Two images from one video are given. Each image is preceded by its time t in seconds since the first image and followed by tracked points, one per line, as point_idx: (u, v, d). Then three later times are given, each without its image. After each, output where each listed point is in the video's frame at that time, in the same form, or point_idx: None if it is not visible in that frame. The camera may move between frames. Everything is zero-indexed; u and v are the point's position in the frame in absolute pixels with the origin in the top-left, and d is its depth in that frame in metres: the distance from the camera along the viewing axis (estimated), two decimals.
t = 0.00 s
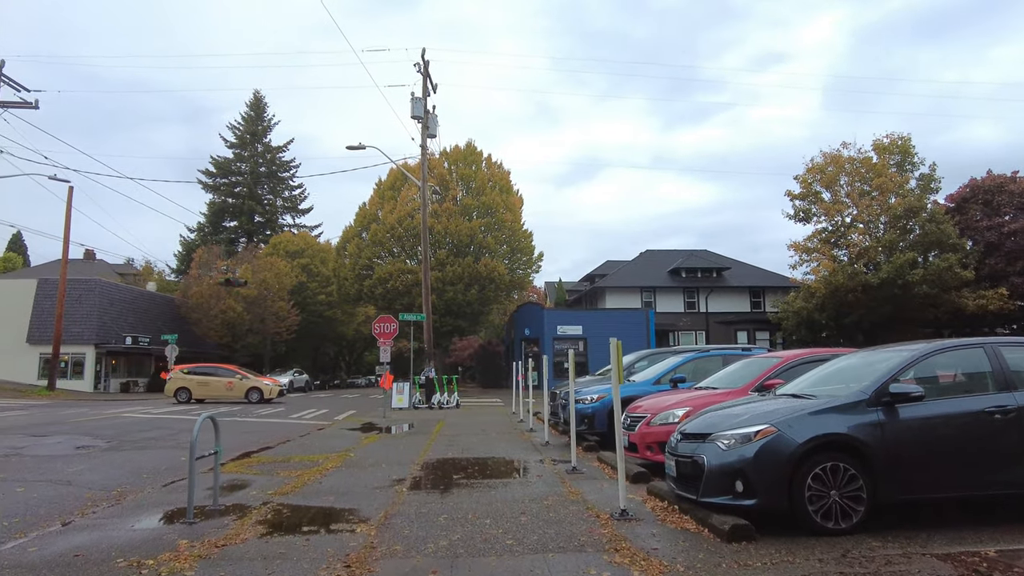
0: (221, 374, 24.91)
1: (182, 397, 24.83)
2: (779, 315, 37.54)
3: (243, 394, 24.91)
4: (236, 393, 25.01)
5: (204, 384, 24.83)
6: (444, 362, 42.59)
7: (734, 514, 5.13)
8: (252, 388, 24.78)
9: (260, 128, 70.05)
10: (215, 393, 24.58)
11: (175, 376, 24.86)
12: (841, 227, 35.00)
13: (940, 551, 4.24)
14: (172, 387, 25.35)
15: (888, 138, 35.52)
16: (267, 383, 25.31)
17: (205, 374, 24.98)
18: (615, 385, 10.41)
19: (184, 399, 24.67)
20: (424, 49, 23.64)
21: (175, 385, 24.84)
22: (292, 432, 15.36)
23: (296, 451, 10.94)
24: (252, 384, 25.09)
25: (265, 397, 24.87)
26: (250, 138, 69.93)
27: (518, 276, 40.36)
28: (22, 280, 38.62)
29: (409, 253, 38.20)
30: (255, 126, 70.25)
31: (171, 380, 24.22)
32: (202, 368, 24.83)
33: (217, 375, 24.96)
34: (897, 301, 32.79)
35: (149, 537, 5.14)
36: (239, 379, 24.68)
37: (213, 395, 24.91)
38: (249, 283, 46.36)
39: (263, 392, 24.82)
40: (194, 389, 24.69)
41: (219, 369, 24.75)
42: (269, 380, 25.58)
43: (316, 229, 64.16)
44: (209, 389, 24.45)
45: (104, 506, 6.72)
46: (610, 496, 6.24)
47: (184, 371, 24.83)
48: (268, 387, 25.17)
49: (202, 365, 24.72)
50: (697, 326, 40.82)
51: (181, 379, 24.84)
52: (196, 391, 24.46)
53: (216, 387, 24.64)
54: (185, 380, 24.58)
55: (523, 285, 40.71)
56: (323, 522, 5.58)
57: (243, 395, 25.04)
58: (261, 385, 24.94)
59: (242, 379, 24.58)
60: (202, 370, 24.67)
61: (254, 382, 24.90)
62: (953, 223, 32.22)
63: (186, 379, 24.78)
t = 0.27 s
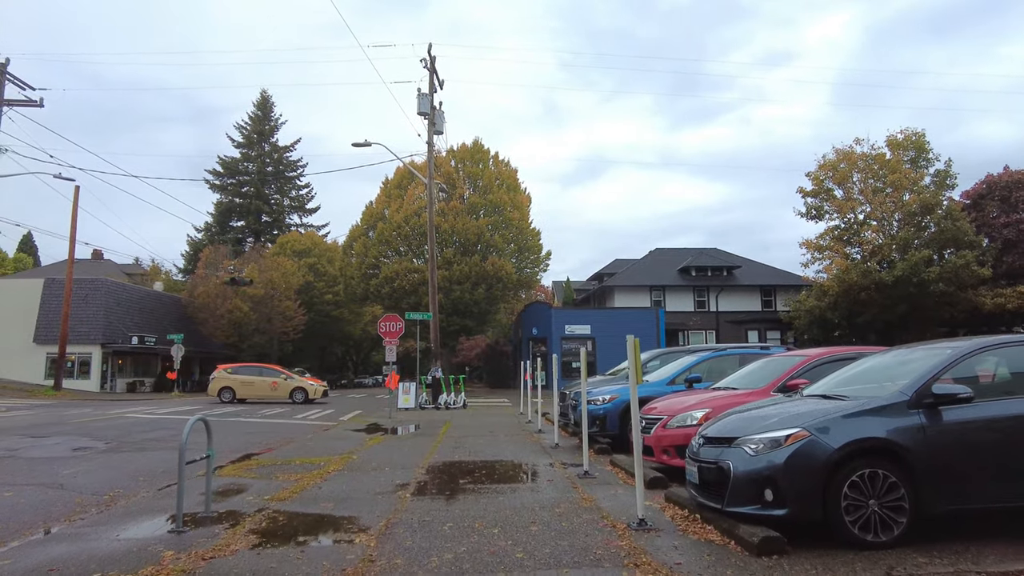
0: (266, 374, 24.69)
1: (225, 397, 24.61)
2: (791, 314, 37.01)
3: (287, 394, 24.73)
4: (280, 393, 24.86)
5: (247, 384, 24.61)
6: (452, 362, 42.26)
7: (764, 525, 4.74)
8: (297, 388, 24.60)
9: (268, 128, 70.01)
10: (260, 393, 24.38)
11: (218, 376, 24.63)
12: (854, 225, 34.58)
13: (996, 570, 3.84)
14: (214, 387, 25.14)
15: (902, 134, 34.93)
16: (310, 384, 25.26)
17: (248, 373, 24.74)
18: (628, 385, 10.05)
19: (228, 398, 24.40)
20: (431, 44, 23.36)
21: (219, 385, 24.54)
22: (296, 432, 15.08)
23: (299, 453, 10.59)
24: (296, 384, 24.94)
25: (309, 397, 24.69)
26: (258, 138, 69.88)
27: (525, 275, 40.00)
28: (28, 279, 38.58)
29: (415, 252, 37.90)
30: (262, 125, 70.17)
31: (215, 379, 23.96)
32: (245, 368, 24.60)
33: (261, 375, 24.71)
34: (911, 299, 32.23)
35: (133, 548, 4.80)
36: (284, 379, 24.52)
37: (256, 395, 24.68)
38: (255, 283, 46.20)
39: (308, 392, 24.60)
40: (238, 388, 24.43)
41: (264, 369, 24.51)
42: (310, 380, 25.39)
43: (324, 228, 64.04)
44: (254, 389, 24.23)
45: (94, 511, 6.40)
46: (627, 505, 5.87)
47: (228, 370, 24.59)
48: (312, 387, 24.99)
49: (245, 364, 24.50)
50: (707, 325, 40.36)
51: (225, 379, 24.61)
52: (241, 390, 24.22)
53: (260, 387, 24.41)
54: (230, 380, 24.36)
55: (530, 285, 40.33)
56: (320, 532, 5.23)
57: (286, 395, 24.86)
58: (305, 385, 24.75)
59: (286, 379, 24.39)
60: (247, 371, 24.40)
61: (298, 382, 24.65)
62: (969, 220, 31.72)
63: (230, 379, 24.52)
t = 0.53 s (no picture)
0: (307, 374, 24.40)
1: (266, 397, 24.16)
2: (799, 312, 36.57)
3: (329, 394, 24.45)
4: (322, 393, 24.58)
5: (289, 384, 24.30)
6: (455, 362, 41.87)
7: (793, 539, 4.35)
8: (340, 389, 24.32)
9: (270, 127, 69.73)
10: (301, 393, 24.10)
11: (259, 376, 24.29)
12: (862, 222, 34.42)
13: None
14: (254, 388, 24.77)
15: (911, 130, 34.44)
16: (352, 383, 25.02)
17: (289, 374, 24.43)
18: (637, 385, 9.67)
19: (270, 399, 24.07)
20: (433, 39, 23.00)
21: (260, 385, 24.22)
22: (295, 434, 14.71)
23: (296, 456, 10.18)
24: (338, 384, 24.64)
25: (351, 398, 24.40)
26: (260, 137, 69.63)
27: (529, 274, 39.60)
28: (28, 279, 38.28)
29: (418, 251, 37.53)
30: (264, 124, 69.87)
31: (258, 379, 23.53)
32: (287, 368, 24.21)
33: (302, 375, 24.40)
34: (921, 297, 31.79)
35: (105, 563, 4.41)
36: (326, 380, 24.23)
37: (298, 395, 24.39)
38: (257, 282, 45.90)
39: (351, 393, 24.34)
40: (280, 389, 24.12)
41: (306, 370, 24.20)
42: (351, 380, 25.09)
43: (326, 228, 63.79)
44: (296, 389, 23.93)
45: (73, 518, 6.03)
46: (641, 515, 5.48)
47: (269, 370, 24.27)
48: (353, 388, 24.69)
49: (288, 364, 24.10)
50: (713, 324, 39.93)
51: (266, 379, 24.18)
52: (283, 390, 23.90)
53: (302, 387, 24.14)
54: (271, 380, 24.04)
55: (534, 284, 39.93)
56: (310, 545, 4.83)
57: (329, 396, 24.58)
58: (348, 385, 24.47)
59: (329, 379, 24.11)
60: (289, 371, 24.08)
61: (340, 383, 24.36)
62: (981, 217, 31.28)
63: (272, 379, 24.21)
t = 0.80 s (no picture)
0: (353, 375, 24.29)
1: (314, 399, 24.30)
2: (807, 312, 36.11)
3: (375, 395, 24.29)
4: (368, 394, 24.43)
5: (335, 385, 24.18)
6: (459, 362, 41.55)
7: (834, 556, 3.96)
8: (387, 390, 24.18)
9: (274, 126, 69.50)
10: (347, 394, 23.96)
11: (306, 377, 24.19)
12: (873, 220, 33.69)
13: None
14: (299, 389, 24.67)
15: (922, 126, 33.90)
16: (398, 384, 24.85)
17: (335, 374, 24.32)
18: (650, 386, 9.28)
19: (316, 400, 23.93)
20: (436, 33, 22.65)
21: (307, 386, 24.10)
22: (296, 436, 14.36)
23: (295, 460, 9.85)
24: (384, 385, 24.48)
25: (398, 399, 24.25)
26: (264, 136, 69.44)
27: (534, 273, 39.21)
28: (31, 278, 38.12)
29: (422, 249, 37.21)
30: (268, 124, 69.62)
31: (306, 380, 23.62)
32: (333, 368, 24.36)
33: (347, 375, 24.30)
34: (934, 296, 31.31)
35: None
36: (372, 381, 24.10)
37: (343, 396, 24.27)
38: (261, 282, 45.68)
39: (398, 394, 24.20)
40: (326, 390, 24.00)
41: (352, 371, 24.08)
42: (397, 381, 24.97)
43: (330, 227, 63.57)
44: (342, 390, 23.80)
45: (55, 528, 5.68)
46: (662, 528, 5.09)
47: (316, 371, 24.17)
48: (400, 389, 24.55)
49: (334, 364, 24.21)
50: (720, 323, 39.47)
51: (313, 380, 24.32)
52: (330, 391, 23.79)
53: (348, 388, 24.01)
54: (318, 381, 23.93)
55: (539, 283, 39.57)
56: (303, 561, 4.47)
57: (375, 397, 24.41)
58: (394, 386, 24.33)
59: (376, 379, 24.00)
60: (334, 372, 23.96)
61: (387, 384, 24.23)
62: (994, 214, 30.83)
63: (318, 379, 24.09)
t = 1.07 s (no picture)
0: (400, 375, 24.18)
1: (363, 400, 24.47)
2: (816, 311, 35.67)
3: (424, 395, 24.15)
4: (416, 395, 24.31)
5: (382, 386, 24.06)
6: (463, 362, 41.21)
7: None
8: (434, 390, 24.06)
9: (277, 125, 69.24)
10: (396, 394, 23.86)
11: (353, 378, 24.06)
12: (882, 218, 33.23)
13: None
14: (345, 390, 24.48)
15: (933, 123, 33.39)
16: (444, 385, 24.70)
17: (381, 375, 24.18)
18: (663, 387, 8.90)
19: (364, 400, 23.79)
20: (440, 28, 22.29)
21: (354, 387, 23.94)
22: (296, 437, 14.03)
23: (294, 463, 9.49)
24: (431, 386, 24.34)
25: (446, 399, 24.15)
26: (267, 135, 69.24)
27: (538, 273, 38.82)
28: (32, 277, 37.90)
29: (426, 248, 36.86)
30: (272, 123, 69.39)
31: (353, 380, 23.80)
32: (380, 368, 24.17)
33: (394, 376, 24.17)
34: (945, 296, 30.87)
35: None
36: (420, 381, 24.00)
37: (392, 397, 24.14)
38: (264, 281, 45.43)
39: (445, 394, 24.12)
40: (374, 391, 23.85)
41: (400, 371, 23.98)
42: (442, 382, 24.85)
43: (334, 227, 63.36)
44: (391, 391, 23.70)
45: (32, 537, 5.33)
46: (682, 543, 4.70)
47: (363, 372, 24.03)
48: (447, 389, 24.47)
49: (379, 364, 24.31)
50: (727, 323, 39.01)
51: (361, 381, 24.52)
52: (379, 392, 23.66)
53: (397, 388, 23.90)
54: (366, 382, 23.77)
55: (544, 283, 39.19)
56: None
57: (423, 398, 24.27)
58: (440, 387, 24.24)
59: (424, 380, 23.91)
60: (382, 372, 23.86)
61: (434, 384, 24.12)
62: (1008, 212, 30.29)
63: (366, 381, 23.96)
